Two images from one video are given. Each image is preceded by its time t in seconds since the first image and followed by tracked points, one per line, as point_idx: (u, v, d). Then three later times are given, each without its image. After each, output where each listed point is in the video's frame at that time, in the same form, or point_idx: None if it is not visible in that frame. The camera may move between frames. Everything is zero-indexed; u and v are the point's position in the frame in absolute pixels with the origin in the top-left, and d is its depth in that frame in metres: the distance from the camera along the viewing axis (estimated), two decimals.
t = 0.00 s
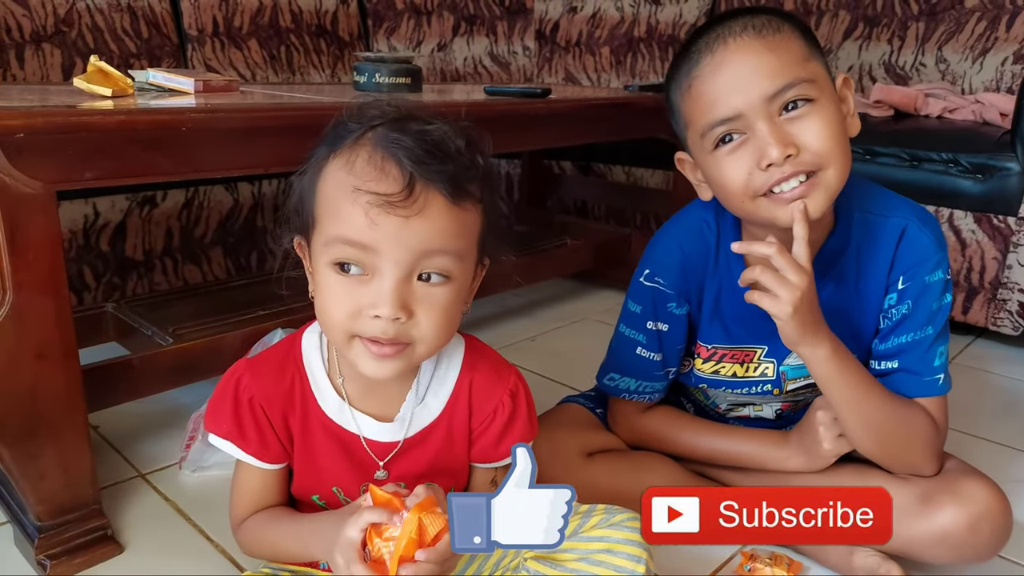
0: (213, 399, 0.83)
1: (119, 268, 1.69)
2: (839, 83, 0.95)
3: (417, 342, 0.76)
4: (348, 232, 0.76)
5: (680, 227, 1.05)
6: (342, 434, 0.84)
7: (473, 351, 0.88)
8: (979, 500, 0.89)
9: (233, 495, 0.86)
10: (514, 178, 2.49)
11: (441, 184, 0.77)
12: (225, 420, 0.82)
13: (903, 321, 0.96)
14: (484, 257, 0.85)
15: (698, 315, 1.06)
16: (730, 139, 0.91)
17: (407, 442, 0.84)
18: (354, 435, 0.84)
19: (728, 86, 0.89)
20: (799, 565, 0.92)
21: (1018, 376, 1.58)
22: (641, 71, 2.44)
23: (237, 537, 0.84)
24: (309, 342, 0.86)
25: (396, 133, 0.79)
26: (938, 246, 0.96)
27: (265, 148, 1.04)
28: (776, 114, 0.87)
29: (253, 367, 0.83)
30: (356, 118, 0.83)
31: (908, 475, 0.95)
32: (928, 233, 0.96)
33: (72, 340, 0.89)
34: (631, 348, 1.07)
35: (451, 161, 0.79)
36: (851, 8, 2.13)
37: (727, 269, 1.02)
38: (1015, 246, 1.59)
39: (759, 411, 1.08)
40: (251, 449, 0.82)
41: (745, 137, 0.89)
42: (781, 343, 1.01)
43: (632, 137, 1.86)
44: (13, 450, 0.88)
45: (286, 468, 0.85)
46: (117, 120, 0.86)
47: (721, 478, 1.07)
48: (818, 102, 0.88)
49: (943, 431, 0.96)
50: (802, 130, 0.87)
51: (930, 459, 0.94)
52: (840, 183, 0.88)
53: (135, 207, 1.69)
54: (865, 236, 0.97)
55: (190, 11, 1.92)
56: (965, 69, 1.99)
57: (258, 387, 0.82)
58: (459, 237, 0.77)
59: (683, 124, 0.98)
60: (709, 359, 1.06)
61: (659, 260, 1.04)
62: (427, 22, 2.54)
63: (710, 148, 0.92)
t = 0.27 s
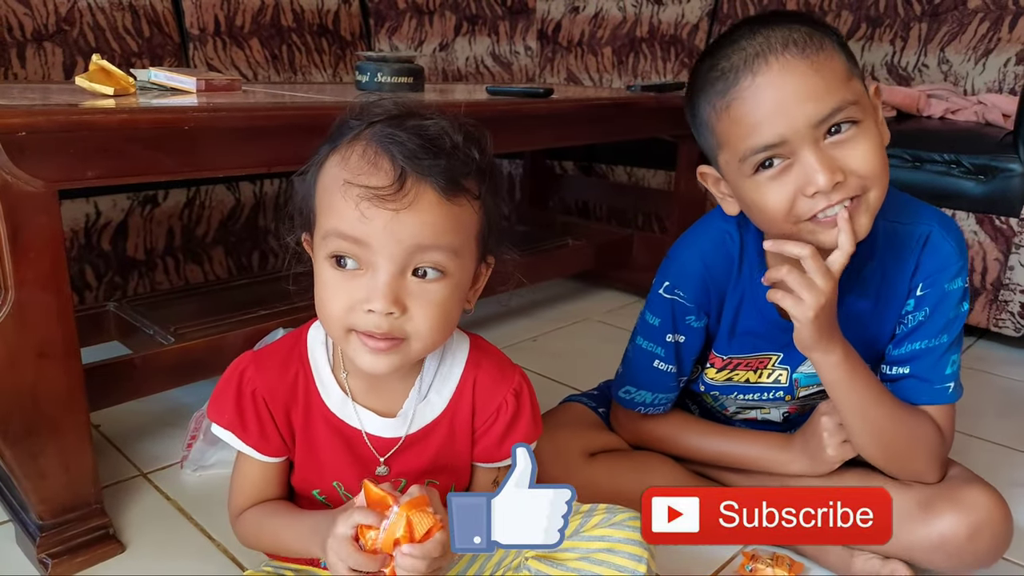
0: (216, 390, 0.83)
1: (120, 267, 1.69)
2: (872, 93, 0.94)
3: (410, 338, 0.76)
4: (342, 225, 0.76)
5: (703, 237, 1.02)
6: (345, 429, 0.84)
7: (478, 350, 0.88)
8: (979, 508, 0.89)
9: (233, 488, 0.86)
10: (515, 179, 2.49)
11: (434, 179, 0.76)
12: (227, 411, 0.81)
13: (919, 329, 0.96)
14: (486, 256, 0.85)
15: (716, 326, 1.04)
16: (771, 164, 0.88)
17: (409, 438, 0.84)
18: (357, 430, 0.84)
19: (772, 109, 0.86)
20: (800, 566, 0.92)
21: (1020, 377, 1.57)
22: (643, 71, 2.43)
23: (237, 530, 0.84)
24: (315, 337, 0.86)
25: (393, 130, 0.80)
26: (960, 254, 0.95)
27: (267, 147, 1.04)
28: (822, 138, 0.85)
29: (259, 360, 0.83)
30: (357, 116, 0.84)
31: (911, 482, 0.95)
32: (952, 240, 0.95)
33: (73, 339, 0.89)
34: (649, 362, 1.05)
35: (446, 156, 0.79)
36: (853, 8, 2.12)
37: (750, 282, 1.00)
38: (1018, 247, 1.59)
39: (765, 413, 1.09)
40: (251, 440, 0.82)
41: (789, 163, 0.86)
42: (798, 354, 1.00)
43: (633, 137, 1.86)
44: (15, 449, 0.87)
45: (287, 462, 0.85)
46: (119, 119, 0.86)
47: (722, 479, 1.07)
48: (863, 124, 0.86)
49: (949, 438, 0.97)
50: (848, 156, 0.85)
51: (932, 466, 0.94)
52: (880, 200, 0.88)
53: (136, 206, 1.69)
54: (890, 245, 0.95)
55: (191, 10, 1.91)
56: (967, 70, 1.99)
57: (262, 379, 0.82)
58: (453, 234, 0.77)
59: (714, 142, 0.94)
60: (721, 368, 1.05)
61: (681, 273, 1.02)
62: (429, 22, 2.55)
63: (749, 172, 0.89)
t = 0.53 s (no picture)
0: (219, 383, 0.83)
1: (122, 265, 1.69)
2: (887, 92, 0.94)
3: (411, 343, 0.76)
4: (346, 231, 0.76)
5: (709, 237, 1.02)
6: (347, 423, 0.84)
7: (478, 345, 0.88)
8: (973, 515, 0.89)
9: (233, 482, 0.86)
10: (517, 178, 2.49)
11: (440, 189, 0.76)
12: (230, 403, 0.81)
13: (923, 332, 0.96)
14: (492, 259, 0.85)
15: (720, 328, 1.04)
16: (786, 164, 0.87)
17: (410, 432, 0.84)
18: (359, 425, 0.84)
19: (789, 110, 0.85)
20: (801, 567, 0.92)
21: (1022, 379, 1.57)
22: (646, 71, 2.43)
23: (237, 523, 0.84)
24: (318, 332, 0.86)
25: (400, 136, 0.78)
26: (969, 260, 0.94)
27: (270, 145, 1.04)
28: (840, 142, 0.84)
29: (262, 354, 0.83)
30: (367, 118, 0.82)
31: (908, 487, 0.94)
32: (962, 246, 0.95)
33: (76, 337, 0.89)
34: (652, 362, 1.05)
35: (454, 164, 0.78)
36: (857, 9, 2.12)
37: (756, 284, 1.00)
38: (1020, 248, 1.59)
39: (767, 414, 1.09)
40: (252, 434, 0.82)
41: (805, 165, 0.86)
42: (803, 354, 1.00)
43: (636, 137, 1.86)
44: (17, 447, 0.87)
45: (288, 457, 0.85)
46: (122, 116, 0.85)
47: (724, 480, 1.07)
48: (881, 127, 0.86)
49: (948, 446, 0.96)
50: (864, 159, 0.84)
51: (931, 471, 0.94)
52: (894, 207, 0.88)
53: (139, 204, 1.69)
54: (899, 247, 0.95)
55: (194, 8, 1.91)
56: (971, 71, 1.99)
57: (266, 373, 0.82)
58: (457, 242, 0.76)
59: (728, 138, 0.94)
60: (725, 368, 1.05)
61: (687, 273, 1.02)
62: (431, 21, 2.55)
63: (763, 173, 0.89)
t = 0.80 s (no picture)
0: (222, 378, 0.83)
1: (124, 264, 1.69)
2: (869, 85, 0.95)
3: (416, 352, 0.76)
4: (350, 244, 0.75)
5: (698, 222, 1.04)
6: (348, 420, 0.84)
7: (479, 344, 0.88)
8: (968, 508, 0.90)
9: (234, 478, 0.86)
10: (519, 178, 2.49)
11: (443, 206, 0.75)
12: (232, 399, 0.81)
13: (913, 325, 0.96)
14: (496, 261, 0.85)
15: (711, 313, 1.05)
16: (764, 143, 0.89)
17: (412, 429, 0.84)
18: (360, 422, 0.84)
19: (765, 92, 0.87)
20: (803, 566, 0.92)
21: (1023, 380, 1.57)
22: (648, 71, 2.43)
23: (238, 520, 0.84)
24: (321, 330, 0.86)
25: (404, 148, 0.77)
26: (955, 253, 0.95)
27: (272, 145, 1.04)
28: (815, 121, 0.86)
29: (265, 350, 0.83)
30: (368, 125, 0.81)
31: (907, 482, 0.95)
32: (946, 239, 0.95)
33: (78, 335, 0.89)
34: (643, 346, 1.06)
35: (458, 179, 0.77)
36: (858, 9, 2.12)
37: (743, 268, 1.00)
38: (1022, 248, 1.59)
39: (764, 410, 1.09)
40: (255, 429, 0.82)
41: (782, 144, 0.88)
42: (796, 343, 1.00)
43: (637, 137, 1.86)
44: (19, 445, 0.87)
45: (289, 453, 0.85)
46: (125, 115, 0.85)
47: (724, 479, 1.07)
48: (857, 108, 0.87)
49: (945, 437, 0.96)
50: (839, 138, 0.86)
51: (929, 465, 0.94)
52: (872, 186, 0.89)
53: (140, 203, 1.69)
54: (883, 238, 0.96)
55: (196, 8, 1.91)
56: (972, 71, 1.98)
57: (268, 369, 0.82)
58: (461, 255, 0.76)
59: (710, 121, 0.96)
60: (719, 358, 1.05)
61: (676, 257, 1.03)
62: (433, 21, 2.54)
63: (742, 152, 0.91)
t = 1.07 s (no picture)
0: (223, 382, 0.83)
1: (125, 263, 1.69)
2: (843, 73, 0.95)
3: (419, 343, 0.76)
4: (351, 233, 0.75)
5: (680, 212, 1.06)
6: (351, 425, 0.84)
7: (483, 347, 0.88)
8: (965, 501, 0.89)
9: (236, 480, 0.86)
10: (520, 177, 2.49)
11: (444, 188, 0.76)
12: (234, 404, 0.81)
13: (900, 315, 0.96)
14: (497, 258, 0.85)
15: (697, 299, 1.05)
16: (734, 123, 0.90)
17: (416, 434, 0.84)
18: (363, 426, 0.83)
19: (733, 72, 0.88)
20: (805, 566, 0.92)
21: None
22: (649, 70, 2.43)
23: (240, 522, 0.84)
24: (322, 333, 0.86)
25: (402, 135, 0.78)
26: (935, 243, 0.95)
27: (273, 143, 1.04)
28: (781, 101, 0.87)
29: (266, 354, 0.83)
30: (365, 118, 0.82)
31: (907, 475, 0.94)
32: (927, 230, 0.95)
33: (79, 334, 0.89)
34: (632, 332, 1.07)
35: (457, 163, 0.78)
36: (860, 9, 2.12)
37: (724, 254, 1.02)
38: None
39: (760, 406, 1.08)
40: (257, 434, 0.82)
41: (749, 123, 0.88)
42: (786, 330, 1.00)
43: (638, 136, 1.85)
44: (19, 442, 0.87)
45: (291, 456, 0.85)
46: (125, 114, 0.85)
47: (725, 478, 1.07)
48: (823, 91, 0.88)
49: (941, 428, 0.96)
50: (803, 118, 0.86)
51: (926, 456, 0.94)
52: (839, 168, 0.89)
53: (141, 201, 1.69)
54: (862, 228, 0.97)
55: (197, 6, 1.91)
56: (974, 71, 1.98)
57: (270, 374, 0.82)
58: (462, 241, 0.76)
59: (687, 107, 0.97)
60: (711, 347, 1.05)
61: (660, 245, 1.05)
62: (434, 19, 2.57)
63: (713, 132, 0.92)
